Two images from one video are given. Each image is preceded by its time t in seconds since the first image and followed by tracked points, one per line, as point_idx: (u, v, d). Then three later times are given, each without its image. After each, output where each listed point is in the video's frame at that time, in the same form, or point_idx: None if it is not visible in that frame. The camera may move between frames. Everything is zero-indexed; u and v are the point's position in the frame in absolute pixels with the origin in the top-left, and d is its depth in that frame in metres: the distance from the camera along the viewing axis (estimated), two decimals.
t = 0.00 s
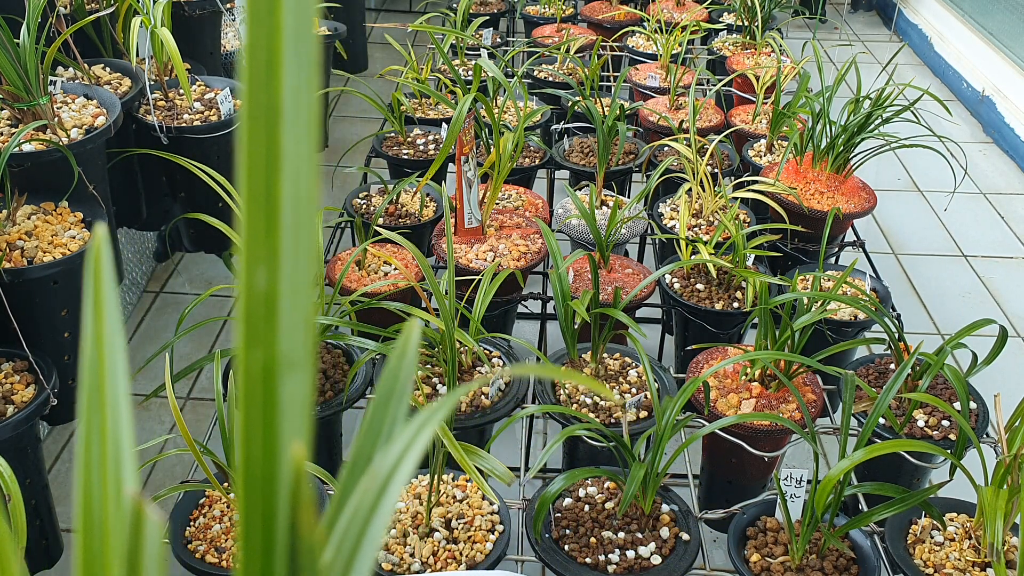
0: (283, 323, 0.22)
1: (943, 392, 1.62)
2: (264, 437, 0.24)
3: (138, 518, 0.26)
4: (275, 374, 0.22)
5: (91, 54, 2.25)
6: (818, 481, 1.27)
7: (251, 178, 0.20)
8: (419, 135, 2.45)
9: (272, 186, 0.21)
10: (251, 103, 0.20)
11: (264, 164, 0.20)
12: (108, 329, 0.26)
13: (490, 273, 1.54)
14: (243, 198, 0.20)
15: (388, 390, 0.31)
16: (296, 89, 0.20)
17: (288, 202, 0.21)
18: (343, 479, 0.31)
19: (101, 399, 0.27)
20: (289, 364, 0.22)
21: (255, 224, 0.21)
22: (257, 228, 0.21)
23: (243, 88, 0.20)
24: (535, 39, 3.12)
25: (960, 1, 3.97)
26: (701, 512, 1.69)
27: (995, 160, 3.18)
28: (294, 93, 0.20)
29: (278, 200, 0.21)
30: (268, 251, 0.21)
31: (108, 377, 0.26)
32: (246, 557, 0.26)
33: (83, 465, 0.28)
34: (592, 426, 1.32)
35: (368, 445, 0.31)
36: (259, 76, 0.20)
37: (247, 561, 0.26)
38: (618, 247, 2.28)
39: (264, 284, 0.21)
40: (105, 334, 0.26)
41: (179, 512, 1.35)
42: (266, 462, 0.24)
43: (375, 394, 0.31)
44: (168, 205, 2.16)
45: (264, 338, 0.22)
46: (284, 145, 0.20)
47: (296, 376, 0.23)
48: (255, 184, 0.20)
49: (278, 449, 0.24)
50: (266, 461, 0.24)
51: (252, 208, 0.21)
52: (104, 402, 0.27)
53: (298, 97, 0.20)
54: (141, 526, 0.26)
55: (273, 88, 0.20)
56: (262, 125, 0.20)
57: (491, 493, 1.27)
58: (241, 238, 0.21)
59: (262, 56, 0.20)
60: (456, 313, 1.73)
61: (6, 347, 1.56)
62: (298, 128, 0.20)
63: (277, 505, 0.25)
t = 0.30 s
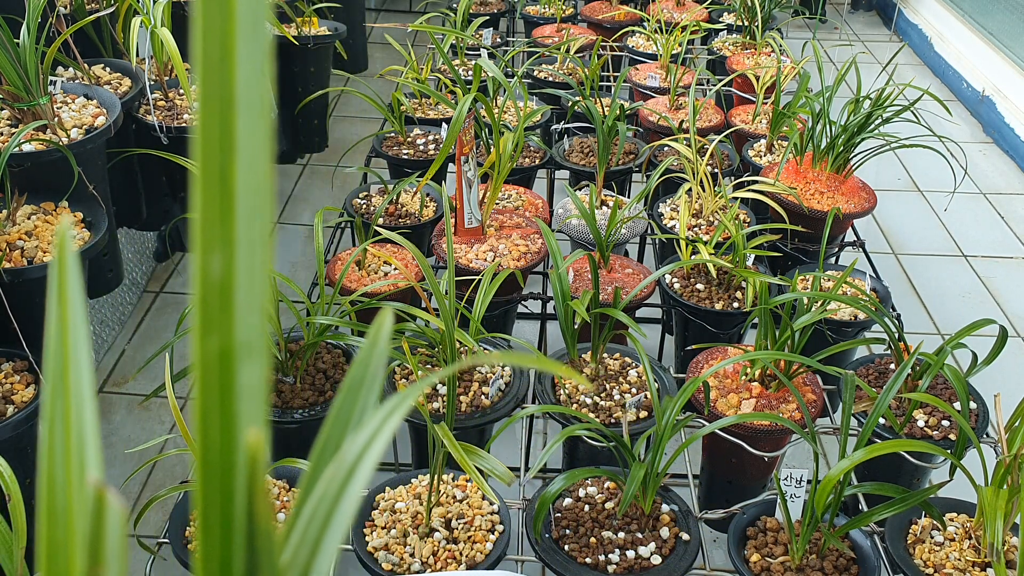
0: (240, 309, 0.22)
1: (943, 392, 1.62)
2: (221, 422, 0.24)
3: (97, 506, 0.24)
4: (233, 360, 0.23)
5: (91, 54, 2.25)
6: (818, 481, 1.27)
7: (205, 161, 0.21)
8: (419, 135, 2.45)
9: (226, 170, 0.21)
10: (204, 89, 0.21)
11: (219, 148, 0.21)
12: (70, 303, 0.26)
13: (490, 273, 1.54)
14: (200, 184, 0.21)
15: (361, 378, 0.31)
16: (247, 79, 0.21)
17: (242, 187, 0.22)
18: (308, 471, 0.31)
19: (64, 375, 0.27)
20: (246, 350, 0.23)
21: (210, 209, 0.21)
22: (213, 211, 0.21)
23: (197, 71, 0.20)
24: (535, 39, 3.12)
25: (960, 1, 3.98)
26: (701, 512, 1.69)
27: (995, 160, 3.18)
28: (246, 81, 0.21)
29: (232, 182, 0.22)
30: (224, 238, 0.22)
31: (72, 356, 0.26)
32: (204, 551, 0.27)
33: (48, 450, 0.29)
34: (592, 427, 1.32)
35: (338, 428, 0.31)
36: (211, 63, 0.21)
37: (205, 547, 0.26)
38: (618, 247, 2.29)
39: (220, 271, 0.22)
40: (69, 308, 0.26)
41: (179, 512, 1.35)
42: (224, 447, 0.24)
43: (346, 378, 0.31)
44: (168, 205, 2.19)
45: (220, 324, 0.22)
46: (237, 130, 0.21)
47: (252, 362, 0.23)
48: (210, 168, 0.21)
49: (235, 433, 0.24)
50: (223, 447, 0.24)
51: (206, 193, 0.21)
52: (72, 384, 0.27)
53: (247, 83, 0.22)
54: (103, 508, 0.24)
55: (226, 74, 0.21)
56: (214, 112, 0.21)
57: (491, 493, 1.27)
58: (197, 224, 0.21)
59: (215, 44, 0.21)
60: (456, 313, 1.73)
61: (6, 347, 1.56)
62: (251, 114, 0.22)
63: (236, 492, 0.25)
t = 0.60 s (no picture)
0: (219, 307, 0.24)
1: (943, 392, 1.62)
2: (202, 417, 0.25)
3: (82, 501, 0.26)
4: (212, 356, 0.24)
5: (91, 54, 2.25)
6: (818, 481, 1.27)
7: (186, 165, 0.23)
8: (419, 135, 2.45)
9: (206, 172, 0.23)
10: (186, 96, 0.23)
11: (201, 156, 0.23)
12: (59, 318, 0.29)
13: (490, 273, 1.54)
14: (178, 188, 0.23)
15: (343, 374, 0.33)
16: (228, 87, 0.23)
17: (223, 189, 0.23)
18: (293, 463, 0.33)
19: (51, 379, 0.30)
20: (225, 347, 0.24)
21: (190, 210, 0.23)
22: (193, 214, 0.23)
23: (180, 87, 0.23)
24: (535, 39, 3.12)
25: (960, 1, 3.97)
26: (701, 512, 1.69)
27: (995, 160, 3.18)
28: (226, 88, 0.23)
29: (212, 184, 0.23)
30: (204, 239, 0.23)
31: (57, 362, 0.29)
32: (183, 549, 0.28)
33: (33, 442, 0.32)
34: (592, 427, 1.32)
35: (322, 424, 0.34)
36: (192, 74, 0.23)
37: (185, 542, 0.28)
38: (618, 247, 2.29)
39: (199, 270, 0.23)
40: (56, 319, 0.29)
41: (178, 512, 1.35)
42: (205, 442, 0.26)
43: (330, 377, 0.33)
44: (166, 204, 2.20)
45: (201, 321, 0.24)
46: (217, 135, 0.23)
47: (232, 358, 0.24)
48: (190, 171, 0.23)
49: (215, 427, 0.26)
50: (204, 442, 0.26)
51: (186, 194, 0.23)
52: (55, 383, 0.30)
53: (229, 91, 0.23)
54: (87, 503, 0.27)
55: (206, 86, 0.23)
56: (196, 118, 0.23)
57: (491, 492, 1.27)
58: (178, 225, 0.23)
59: (195, 53, 0.23)
60: (456, 313, 1.73)
61: (6, 347, 1.56)
62: (231, 120, 0.23)
63: (216, 489, 0.27)
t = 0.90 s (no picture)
0: (211, 295, 0.24)
1: (943, 392, 1.62)
2: (196, 405, 0.26)
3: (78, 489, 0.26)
4: (204, 345, 0.25)
5: (91, 54, 2.25)
6: (818, 481, 1.27)
7: (177, 155, 0.23)
8: (419, 135, 2.45)
9: (197, 162, 0.23)
10: (176, 87, 0.23)
11: (192, 149, 0.23)
12: (53, 313, 0.29)
13: (490, 273, 1.54)
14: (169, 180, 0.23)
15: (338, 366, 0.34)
16: (219, 75, 0.23)
17: (213, 179, 0.24)
18: (288, 453, 0.34)
19: (46, 374, 0.31)
20: (216, 335, 0.25)
21: (181, 199, 0.23)
22: (185, 204, 0.23)
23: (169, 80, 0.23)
24: (535, 39, 3.12)
25: (959, 1, 3.97)
26: (701, 512, 1.69)
27: (995, 160, 3.18)
28: (216, 79, 0.23)
29: (203, 174, 0.24)
30: (195, 226, 0.24)
31: (53, 358, 0.30)
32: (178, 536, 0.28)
33: (28, 435, 0.32)
34: (592, 427, 1.32)
35: (315, 417, 0.34)
36: (183, 64, 0.23)
37: (181, 531, 0.28)
38: (618, 247, 2.29)
39: (192, 258, 0.24)
40: (50, 316, 0.29)
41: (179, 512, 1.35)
42: (199, 430, 0.26)
43: (325, 369, 0.34)
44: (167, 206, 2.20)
45: (193, 310, 0.24)
46: (208, 123, 0.23)
47: (224, 346, 0.25)
48: (181, 162, 0.23)
49: (209, 416, 0.26)
50: (198, 429, 0.26)
51: (178, 183, 0.23)
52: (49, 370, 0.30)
53: (218, 81, 0.23)
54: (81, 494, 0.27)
55: (197, 81, 0.23)
56: (186, 108, 0.23)
57: (491, 493, 1.27)
58: (170, 215, 0.23)
59: (185, 46, 0.23)
60: (456, 313, 1.73)
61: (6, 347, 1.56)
62: (221, 110, 0.23)
63: (209, 480, 0.27)
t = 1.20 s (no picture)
0: (221, 271, 0.25)
1: (943, 392, 1.62)
2: (207, 381, 0.27)
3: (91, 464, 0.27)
4: (215, 323, 0.26)
5: (91, 54, 2.26)
6: (818, 481, 1.27)
7: (186, 134, 0.24)
8: (419, 135, 2.45)
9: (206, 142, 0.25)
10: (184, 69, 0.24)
11: (199, 133, 0.24)
12: (63, 294, 0.30)
13: (490, 273, 1.54)
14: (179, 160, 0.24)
15: (347, 350, 0.34)
16: (226, 56, 0.24)
17: (222, 156, 0.25)
18: (298, 435, 0.34)
19: (57, 356, 0.31)
20: (227, 312, 0.26)
21: (191, 179, 0.24)
22: (195, 182, 0.24)
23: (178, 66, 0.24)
24: (535, 39, 3.12)
25: (960, 1, 3.97)
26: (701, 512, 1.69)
27: (995, 160, 3.18)
28: (223, 60, 0.24)
29: (212, 153, 0.25)
30: (204, 204, 0.25)
31: (64, 344, 0.31)
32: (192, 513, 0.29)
33: (40, 417, 0.33)
34: (592, 427, 1.32)
35: (323, 406, 0.35)
36: (191, 44, 0.24)
37: (194, 506, 0.29)
38: (618, 247, 2.29)
39: (201, 236, 0.25)
40: (61, 301, 0.30)
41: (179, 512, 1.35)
42: (210, 408, 0.27)
43: (334, 352, 0.34)
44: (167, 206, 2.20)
45: (203, 287, 0.25)
46: (217, 104, 0.24)
47: (234, 325, 0.26)
48: (190, 142, 0.24)
49: (220, 392, 0.27)
50: (209, 406, 0.27)
51: (188, 160, 0.24)
52: (61, 351, 0.31)
53: (225, 62, 0.24)
54: (94, 470, 0.27)
55: (204, 69, 0.24)
56: (195, 91, 0.24)
57: (491, 493, 1.27)
58: (180, 194, 0.24)
59: (194, 28, 0.24)
60: (456, 313, 1.73)
61: (6, 347, 1.56)
62: (229, 91, 0.25)
63: (221, 456, 0.28)
